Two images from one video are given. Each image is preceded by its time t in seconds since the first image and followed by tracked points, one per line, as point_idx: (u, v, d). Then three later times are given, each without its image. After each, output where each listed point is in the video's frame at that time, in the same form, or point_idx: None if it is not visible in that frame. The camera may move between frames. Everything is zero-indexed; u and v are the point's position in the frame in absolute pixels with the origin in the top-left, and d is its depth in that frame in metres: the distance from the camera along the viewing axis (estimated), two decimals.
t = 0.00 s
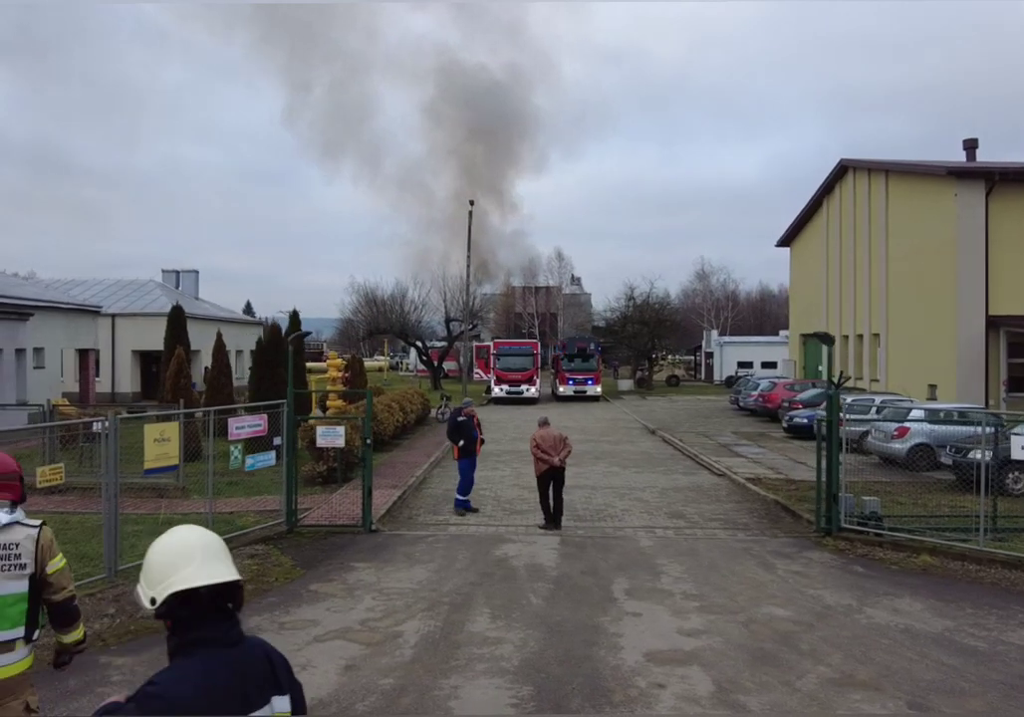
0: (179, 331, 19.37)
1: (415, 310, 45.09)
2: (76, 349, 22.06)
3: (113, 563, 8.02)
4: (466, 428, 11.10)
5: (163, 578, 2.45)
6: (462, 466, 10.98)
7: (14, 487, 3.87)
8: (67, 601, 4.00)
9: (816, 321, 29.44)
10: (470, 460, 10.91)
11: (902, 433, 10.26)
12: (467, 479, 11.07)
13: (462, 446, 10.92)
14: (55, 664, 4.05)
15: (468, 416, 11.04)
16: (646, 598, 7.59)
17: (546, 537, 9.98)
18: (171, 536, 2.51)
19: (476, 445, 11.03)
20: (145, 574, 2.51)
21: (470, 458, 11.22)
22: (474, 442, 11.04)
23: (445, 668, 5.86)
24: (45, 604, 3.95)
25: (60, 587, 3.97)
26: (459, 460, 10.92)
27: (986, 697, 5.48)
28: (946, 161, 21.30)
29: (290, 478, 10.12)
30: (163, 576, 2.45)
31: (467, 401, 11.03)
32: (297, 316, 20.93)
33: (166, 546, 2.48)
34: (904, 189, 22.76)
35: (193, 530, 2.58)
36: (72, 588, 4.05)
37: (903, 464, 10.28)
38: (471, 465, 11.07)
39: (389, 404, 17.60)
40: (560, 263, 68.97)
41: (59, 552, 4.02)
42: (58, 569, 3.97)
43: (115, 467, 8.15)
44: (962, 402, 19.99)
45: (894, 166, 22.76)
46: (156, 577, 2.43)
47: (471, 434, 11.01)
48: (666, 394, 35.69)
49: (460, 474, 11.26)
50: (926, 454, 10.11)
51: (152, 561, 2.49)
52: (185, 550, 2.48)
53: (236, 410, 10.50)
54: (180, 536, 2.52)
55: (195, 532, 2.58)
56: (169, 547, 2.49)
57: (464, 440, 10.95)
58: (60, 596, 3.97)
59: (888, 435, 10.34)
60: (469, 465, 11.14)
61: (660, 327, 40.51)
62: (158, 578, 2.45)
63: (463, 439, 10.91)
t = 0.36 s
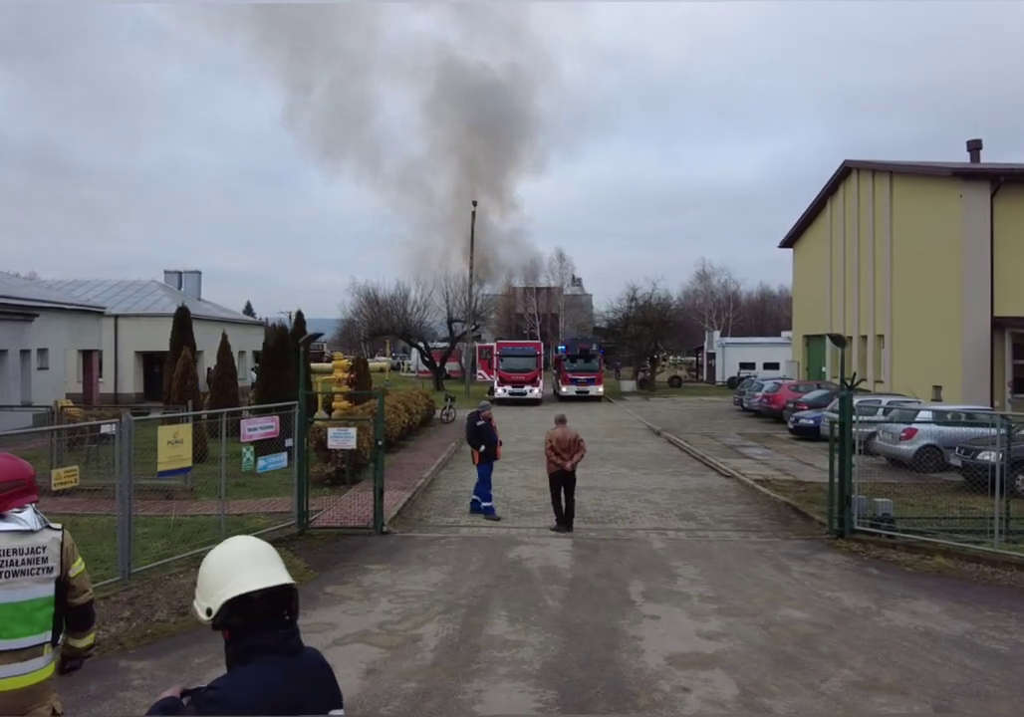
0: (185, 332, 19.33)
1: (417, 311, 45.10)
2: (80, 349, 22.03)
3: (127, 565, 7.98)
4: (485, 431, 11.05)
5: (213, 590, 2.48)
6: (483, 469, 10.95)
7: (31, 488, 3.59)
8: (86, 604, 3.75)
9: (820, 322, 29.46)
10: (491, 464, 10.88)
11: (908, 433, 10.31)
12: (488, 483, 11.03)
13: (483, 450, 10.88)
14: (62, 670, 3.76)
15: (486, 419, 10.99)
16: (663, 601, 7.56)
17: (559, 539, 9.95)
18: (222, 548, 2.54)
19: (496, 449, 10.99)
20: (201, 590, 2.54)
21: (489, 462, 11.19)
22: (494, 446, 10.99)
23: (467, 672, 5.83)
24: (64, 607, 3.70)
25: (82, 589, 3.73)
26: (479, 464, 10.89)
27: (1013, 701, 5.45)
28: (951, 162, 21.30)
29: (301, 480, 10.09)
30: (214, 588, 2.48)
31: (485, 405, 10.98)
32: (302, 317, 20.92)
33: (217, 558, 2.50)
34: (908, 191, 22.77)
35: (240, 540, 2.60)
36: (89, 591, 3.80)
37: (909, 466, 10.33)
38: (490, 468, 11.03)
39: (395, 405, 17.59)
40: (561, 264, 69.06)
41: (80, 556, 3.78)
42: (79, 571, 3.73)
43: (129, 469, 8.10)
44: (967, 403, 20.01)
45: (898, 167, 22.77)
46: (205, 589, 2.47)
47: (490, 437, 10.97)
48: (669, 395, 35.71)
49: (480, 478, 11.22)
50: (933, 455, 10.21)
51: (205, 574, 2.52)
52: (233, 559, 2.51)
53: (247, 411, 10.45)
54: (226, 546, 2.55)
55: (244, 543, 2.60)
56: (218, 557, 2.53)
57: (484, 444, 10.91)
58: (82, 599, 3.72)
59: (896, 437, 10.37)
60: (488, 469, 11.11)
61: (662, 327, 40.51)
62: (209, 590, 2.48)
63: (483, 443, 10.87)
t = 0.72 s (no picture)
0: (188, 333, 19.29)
1: (417, 311, 45.09)
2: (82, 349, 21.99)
3: (136, 567, 7.94)
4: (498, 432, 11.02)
5: (242, 602, 2.43)
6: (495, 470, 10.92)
7: (48, 494, 3.52)
8: (101, 610, 3.64)
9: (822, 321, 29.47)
10: (504, 465, 10.84)
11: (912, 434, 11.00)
12: (500, 484, 11.00)
13: (497, 451, 10.85)
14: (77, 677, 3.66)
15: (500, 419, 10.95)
16: (676, 601, 7.53)
17: (568, 538, 9.92)
18: (247, 556, 2.49)
19: (510, 450, 10.95)
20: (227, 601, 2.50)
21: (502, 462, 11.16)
22: (508, 446, 10.96)
23: (483, 673, 5.80)
24: (79, 614, 3.60)
25: (97, 595, 3.62)
26: (492, 465, 10.86)
27: None
28: (954, 161, 21.27)
29: (309, 481, 10.06)
30: (242, 600, 2.43)
31: (499, 405, 10.93)
32: (304, 317, 20.89)
33: (246, 567, 2.46)
34: (911, 189, 22.77)
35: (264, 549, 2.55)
36: (105, 597, 3.69)
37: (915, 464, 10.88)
38: (504, 469, 11.00)
39: (399, 405, 17.56)
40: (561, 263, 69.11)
41: (96, 562, 3.69)
42: (95, 578, 3.62)
43: (138, 470, 8.07)
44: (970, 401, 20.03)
45: (901, 166, 22.76)
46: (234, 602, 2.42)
47: (504, 438, 10.93)
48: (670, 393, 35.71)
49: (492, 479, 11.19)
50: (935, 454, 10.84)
51: (232, 586, 2.47)
52: (261, 569, 2.46)
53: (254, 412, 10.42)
54: (252, 556, 2.49)
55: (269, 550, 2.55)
56: (244, 569, 2.47)
57: (498, 445, 10.88)
58: (96, 606, 3.61)
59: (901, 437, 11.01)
60: (501, 470, 11.08)
61: (662, 327, 40.49)
62: (237, 602, 2.43)
63: (497, 444, 10.83)
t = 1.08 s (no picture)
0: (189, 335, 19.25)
1: (417, 311, 45.06)
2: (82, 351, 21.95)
3: (142, 574, 7.88)
4: (507, 434, 10.97)
5: (279, 625, 2.32)
6: (502, 473, 10.88)
7: (58, 510, 3.47)
8: (111, 628, 3.57)
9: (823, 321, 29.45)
10: (511, 469, 10.78)
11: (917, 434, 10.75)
12: (507, 487, 10.95)
13: (505, 455, 10.80)
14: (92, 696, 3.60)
15: (509, 422, 10.91)
16: (686, 607, 7.49)
17: (575, 542, 9.88)
18: (287, 574, 2.37)
19: (518, 453, 10.90)
20: (255, 609, 2.37)
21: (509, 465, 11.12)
22: (516, 450, 10.92)
23: (494, 682, 5.76)
24: (89, 632, 3.54)
25: (106, 614, 3.55)
26: (500, 468, 10.82)
27: None
28: (956, 161, 21.23)
29: (314, 485, 10.00)
30: (279, 622, 2.33)
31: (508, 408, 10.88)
32: (306, 319, 20.84)
33: (285, 589, 2.34)
34: (913, 189, 22.75)
35: (302, 565, 2.44)
36: (116, 615, 3.62)
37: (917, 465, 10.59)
38: (511, 473, 10.96)
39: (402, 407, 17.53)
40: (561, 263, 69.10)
41: (107, 579, 3.62)
42: (105, 595, 3.55)
43: (144, 475, 8.01)
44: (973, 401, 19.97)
45: (903, 166, 22.74)
46: (271, 623, 2.31)
47: (512, 441, 10.88)
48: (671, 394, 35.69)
49: (500, 482, 11.14)
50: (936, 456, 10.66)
51: (268, 600, 2.34)
52: (303, 593, 2.35)
53: (259, 416, 10.34)
54: (291, 575, 2.38)
55: (307, 569, 2.44)
56: (282, 587, 2.36)
57: (507, 448, 10.83)
58: (105, 623, 3.54)
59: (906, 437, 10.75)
60: (509, 474, 11.03)
61: (663, 327, 40.47)
62: (271, 623, 2.33)
63: (506, 447, 10.78)
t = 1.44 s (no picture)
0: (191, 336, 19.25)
1: (418, 312, 45.07)
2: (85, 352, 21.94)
3: (150, 575, 7.88)
4: (514, 435, 10.98)
5: (309, 627, 2.32)
6: (509, 474, 10.88)
7: (72, 512, 3.45)
8: (129, 631, 3.56)
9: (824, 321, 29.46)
10: (519, 470, 10.78)
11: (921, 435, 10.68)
12: (514, 488, 10.95)
13: (513, 455, 10.81)
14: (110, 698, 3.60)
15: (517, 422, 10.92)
16: (694, 608, 7.50)
17: (581, 544, 9.88)
18: (315, 577, 2.36)
19: (526, 454, 10.91)
20: (287, 611, 2.38)
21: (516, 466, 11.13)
22: (524, 450, 10.92)
23: (505, 683, 5.77)
24: (107, 634, 3.54)
25: (123, 616, 3.54)
26: (507, 468, 10.82)
27: None
28: (958, 161, 21.25)
29: (320, 487, 10.00)
30: (309, 624, 2.32)
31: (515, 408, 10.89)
32: (308, 319, 20.83)
33: (318, 592, 2.33)
34: (915, 190, 22.77)
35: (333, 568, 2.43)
36: (133, 616, 3.61)
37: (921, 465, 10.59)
38: (518, 474, 10.96)
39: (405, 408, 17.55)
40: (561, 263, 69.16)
41: (123, 580, 3.61)
42: (122, 597, 3.54)
43: (152, 475, 8.01)
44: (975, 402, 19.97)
45: (904, 167, 22.76)
46: (302, 625, 2.31)
47: (520, 440, 10.88)
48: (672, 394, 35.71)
49: (507, 483, 11.14)
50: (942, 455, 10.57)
51: (298, 602, 2.35)
52: (332, 597, 2.33)
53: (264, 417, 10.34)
54: (322, 578, 2.36)
55: (339, 572, 2.43)
56: (314, 589, 2.35)
57: (515, 449, 10.85)
58: (122, 626, 3.53)
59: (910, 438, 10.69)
60: (516, 474, 11.04)
61: (664, 327, 40.50)
62: (301, 624, 2.32)
63: (514, 447, 10.79)
